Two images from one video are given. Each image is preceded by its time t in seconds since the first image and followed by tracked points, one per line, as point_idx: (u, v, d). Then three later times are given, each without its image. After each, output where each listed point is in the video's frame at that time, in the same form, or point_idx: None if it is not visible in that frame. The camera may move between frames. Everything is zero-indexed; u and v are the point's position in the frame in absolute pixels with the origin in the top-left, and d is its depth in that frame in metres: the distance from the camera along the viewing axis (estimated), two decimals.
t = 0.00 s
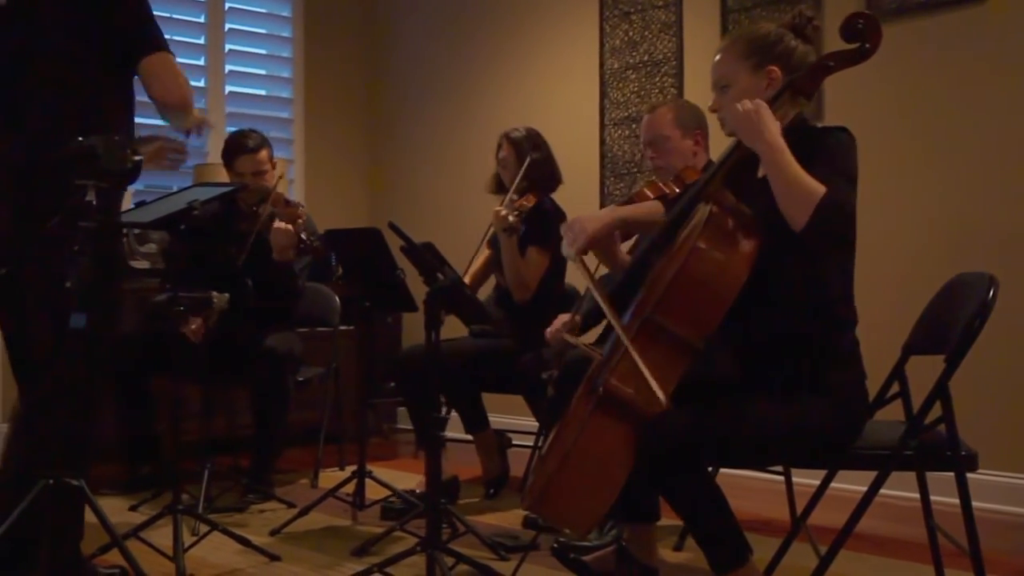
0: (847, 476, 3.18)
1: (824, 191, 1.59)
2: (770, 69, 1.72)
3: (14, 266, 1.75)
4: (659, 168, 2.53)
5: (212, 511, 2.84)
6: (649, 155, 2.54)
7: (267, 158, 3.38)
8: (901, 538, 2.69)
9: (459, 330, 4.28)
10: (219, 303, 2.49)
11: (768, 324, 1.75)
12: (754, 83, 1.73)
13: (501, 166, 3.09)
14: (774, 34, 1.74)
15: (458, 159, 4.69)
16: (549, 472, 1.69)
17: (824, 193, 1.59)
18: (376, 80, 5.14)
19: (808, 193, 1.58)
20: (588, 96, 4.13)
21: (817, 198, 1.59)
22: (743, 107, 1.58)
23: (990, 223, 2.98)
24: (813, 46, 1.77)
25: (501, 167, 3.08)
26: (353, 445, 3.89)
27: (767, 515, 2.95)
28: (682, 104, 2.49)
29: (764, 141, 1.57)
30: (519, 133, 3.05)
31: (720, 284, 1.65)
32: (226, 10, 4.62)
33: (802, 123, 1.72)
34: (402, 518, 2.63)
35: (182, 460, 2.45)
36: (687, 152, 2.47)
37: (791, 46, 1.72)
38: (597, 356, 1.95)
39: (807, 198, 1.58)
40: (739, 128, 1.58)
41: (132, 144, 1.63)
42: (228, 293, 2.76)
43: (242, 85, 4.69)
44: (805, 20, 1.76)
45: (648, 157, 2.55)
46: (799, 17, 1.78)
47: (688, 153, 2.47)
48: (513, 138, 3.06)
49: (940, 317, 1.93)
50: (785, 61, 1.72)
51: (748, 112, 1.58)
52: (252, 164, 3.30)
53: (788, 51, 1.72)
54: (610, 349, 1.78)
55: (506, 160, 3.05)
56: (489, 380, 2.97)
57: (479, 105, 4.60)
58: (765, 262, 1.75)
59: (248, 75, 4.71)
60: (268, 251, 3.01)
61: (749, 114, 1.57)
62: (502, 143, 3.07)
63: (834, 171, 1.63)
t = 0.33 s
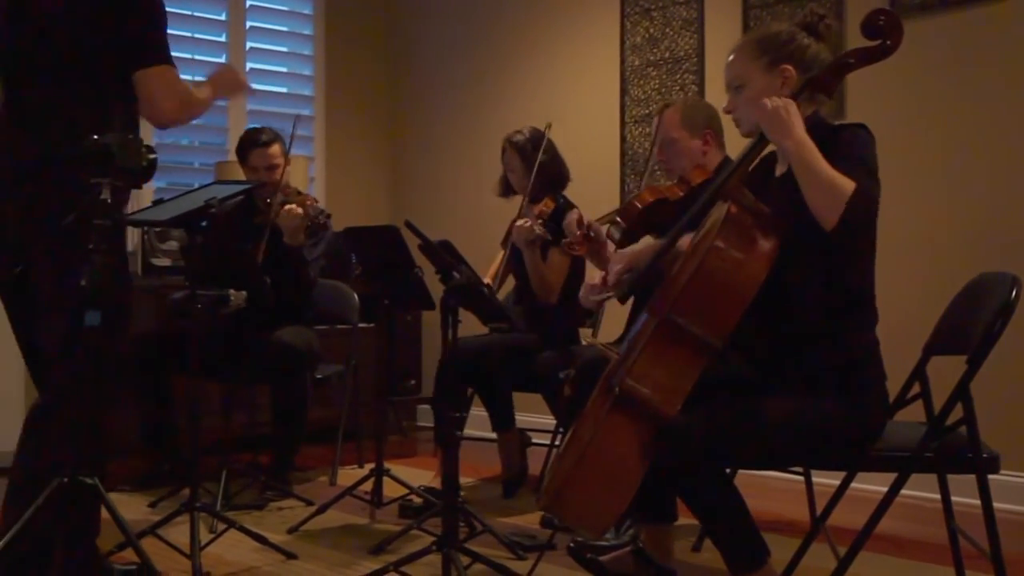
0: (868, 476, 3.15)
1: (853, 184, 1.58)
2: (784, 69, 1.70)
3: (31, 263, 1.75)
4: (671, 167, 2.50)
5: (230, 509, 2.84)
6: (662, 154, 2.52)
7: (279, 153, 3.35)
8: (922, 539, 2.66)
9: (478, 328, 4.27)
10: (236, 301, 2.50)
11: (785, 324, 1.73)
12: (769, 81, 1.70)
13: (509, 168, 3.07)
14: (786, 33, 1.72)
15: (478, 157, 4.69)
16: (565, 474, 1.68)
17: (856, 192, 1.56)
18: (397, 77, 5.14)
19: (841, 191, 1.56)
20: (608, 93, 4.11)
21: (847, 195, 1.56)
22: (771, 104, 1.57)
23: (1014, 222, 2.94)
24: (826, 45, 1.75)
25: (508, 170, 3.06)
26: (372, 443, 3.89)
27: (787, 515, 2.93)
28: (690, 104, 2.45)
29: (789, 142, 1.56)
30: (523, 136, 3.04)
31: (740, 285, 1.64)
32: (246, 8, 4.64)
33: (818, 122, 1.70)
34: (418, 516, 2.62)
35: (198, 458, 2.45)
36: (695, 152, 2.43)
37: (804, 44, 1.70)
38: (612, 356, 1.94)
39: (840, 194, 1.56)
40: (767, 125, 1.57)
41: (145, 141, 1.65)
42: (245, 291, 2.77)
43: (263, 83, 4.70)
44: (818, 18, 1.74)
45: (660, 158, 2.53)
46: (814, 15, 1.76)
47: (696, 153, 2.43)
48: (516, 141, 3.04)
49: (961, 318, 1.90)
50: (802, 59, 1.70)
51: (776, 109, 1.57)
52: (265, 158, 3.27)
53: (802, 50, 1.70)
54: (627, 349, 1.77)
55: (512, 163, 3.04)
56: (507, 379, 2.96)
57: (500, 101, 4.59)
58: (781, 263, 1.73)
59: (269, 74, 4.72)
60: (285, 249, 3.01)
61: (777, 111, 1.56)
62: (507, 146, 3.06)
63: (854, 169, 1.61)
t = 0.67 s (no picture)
0: (889, 476, 3.13)
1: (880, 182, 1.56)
2: (806, 64, 1.68)
3: (55, 258, 1.77)
4: (688, 164, 2.49)
5: (248, 506, 2.84)
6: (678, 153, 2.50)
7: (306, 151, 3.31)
8: (943, 540, 2.64)
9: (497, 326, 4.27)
10: (253, 299, 2.50)
11: (804, 323, 1.71)
12: (792, 77, 1.69)
13: (519, 164, 3.05)
14: (808, 29, 1.70)
15: (497, 154, 4.68)
16: (578, 473, 1.68)
17: (881, 194, 1.55)
18: (417, 74, 5.14)
19: (866, 188, 1.54)
20: (629, 91, 4.09)
21: (874, 193, 1.54)
22: (789, 99, 1.55)
23: None
24: (850, 40, 1.74)
25: (518, 165, 3.03)
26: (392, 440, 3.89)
27: (807, 516, 2.90)
28: (706, 103, 2.44)
29: (815, 139, 1.53)
30: (532, 132, 3.01)
31: (755, 284, 1.63)
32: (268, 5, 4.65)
33: (837, 119, 1.68)
34: (436, 515, 2.62)
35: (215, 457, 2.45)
36: (712, 151, 2.41)
37: (825, 41, 1.69)
38: (629, 355, 1.93)
39: (867, 195, 1.54)
40: (786, 120, 1.56)
41: (158, 139, 1.65)
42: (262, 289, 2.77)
43: (284, 81, 4.71)
44: (840, 13, 1.73)
45: (677, 156, 2.51)
46: (836, 10, 1.74)
47: (715, 152, 2.42)
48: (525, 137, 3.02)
49: (983, 317, 1.88)
50: (823, 56, 1.69)
51: (797, 104, 1.55)
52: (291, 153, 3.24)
53: (823, 46, 1.69)
54: (644, 347, 1.76)
55: (523, 159, 3.02)
56: (526, 377, 2.95)
57: (520, 99, 4.58)
58: (800, 261, 1.71)
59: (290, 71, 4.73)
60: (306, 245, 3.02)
61: (797, 107, 1.55)
62: (513, 142, 3.03)
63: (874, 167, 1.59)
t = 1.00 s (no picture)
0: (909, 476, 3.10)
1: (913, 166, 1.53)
2: (833, 59, 1.65)
3: (73, 253, 1.77)
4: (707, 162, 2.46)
5: (265, 504, 2.85)
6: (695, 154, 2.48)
7: (328, 147, 3.30)
8: (963, 542, 2.61)
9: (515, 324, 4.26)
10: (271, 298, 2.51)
11: (822, 322, 1.69)
12: (817, 71, 1.66)
13: (536, 159, 3.02)
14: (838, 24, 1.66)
15: (516, 151, 4.67)
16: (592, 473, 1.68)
17: (915, 176, 1.51)
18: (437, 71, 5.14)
19: (898, 175, 1.51)
20: (649, 89, 4.08)
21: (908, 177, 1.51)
22: (820, 93, 1.52)
23: None
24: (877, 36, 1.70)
25: (535, 160, 3.01)
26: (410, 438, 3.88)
27: (825, 516, 2.88)
28: (724, 101, 2.41)
29: (842, 134, 1.51)
30: (551, 126, 2.98)
31: (769, 284, 1.61)
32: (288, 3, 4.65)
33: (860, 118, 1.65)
34: (452, 513, 2.61)
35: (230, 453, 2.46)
36: (730, 150, 2.39)
37: (855, 39, 1.64)
38: (645, 353, 1.92)
39: (902, 176, 1.51)
40: (815, 113, 1.53)
41: (175, 138, 1.67)
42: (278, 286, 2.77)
43: (305, 78, 4.72)
44: (872, 9, 1.65)
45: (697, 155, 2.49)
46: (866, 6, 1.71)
47: (733, 153, 2.40)
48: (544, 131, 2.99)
49: (1005, 314, 1.85)
50: (850, 51, 1.64)
51: (826, 98, 1.52)
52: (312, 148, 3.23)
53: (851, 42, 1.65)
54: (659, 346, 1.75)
55: (540, 153, 3.00)
56: (543, 375, 2.94)
57: (539, 96, 4.57)
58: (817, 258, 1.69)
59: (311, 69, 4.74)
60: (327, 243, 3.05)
61: (826, 101, 1.51)
62: (531, 137, 3.00)
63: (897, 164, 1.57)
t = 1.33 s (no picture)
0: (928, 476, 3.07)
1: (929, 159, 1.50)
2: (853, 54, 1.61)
3: (89, 251, 1.77)
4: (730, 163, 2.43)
5: (281, 501, 2.85)
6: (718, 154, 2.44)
7: (341, 144, 3.29)
8: (983, 544, 2.59)
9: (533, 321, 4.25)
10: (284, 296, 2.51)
11: (840, 322, 1.66)
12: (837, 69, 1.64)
13: (556, 154, 3.03)
14: (859, 21, 1.64)
15: (535, 149, 4.66)
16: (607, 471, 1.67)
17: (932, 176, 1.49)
18: (457, 69, 5.14)
19: (915, 157, 1.49)
20: (669, 86, 4.06)
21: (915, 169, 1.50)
22: (845, 72, 1.53)
23: None
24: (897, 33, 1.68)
25: (555, 155, 3.02)
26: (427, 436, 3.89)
27: (844, 517, 2.86)
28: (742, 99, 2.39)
29: (869, 106, 1.50)
30: (573, 122, 2.97)
31: (786, 283, 1.60)
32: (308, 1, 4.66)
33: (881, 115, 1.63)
34: (469, 512, 2.61)
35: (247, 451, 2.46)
36: (755, 151, 2.34)
37: (876, 37, 1.63)
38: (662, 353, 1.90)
39: (906, 166, 1.50)
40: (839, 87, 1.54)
41: (187, 137, 1.66)
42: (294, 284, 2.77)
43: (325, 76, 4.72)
44: (894, 8, 1.65)
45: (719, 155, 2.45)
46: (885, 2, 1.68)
47: (757, 153, 2.34)
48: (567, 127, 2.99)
49: None
50: (869, 49, 1.62)
51: (851, 74, 1.52)
52: (327, 147, 3.23)
53: (871, 39, 1.63)
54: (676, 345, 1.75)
55: (559, 149, 3.00)
56: (560, 374, 2.93)
57: (559, 93, 4.56)
58: (835, 258, 1.67)
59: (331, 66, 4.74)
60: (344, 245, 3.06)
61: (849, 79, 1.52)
62: (554, 132, 3.00)
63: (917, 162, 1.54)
